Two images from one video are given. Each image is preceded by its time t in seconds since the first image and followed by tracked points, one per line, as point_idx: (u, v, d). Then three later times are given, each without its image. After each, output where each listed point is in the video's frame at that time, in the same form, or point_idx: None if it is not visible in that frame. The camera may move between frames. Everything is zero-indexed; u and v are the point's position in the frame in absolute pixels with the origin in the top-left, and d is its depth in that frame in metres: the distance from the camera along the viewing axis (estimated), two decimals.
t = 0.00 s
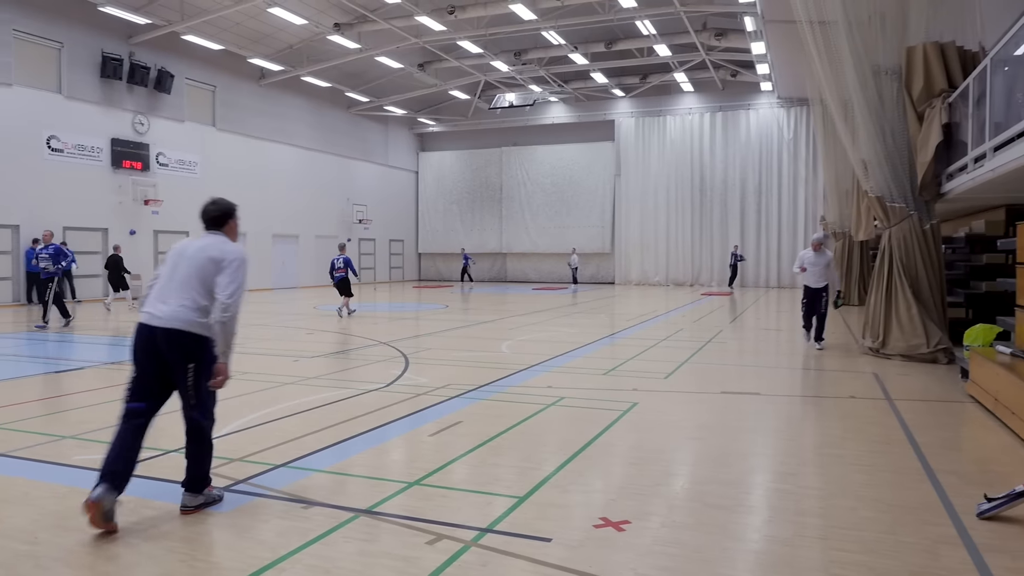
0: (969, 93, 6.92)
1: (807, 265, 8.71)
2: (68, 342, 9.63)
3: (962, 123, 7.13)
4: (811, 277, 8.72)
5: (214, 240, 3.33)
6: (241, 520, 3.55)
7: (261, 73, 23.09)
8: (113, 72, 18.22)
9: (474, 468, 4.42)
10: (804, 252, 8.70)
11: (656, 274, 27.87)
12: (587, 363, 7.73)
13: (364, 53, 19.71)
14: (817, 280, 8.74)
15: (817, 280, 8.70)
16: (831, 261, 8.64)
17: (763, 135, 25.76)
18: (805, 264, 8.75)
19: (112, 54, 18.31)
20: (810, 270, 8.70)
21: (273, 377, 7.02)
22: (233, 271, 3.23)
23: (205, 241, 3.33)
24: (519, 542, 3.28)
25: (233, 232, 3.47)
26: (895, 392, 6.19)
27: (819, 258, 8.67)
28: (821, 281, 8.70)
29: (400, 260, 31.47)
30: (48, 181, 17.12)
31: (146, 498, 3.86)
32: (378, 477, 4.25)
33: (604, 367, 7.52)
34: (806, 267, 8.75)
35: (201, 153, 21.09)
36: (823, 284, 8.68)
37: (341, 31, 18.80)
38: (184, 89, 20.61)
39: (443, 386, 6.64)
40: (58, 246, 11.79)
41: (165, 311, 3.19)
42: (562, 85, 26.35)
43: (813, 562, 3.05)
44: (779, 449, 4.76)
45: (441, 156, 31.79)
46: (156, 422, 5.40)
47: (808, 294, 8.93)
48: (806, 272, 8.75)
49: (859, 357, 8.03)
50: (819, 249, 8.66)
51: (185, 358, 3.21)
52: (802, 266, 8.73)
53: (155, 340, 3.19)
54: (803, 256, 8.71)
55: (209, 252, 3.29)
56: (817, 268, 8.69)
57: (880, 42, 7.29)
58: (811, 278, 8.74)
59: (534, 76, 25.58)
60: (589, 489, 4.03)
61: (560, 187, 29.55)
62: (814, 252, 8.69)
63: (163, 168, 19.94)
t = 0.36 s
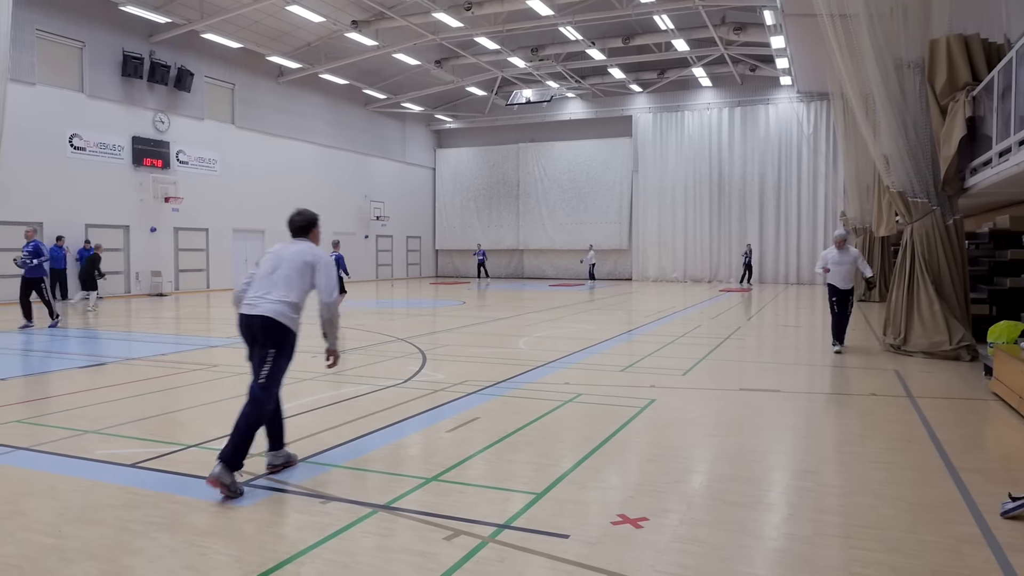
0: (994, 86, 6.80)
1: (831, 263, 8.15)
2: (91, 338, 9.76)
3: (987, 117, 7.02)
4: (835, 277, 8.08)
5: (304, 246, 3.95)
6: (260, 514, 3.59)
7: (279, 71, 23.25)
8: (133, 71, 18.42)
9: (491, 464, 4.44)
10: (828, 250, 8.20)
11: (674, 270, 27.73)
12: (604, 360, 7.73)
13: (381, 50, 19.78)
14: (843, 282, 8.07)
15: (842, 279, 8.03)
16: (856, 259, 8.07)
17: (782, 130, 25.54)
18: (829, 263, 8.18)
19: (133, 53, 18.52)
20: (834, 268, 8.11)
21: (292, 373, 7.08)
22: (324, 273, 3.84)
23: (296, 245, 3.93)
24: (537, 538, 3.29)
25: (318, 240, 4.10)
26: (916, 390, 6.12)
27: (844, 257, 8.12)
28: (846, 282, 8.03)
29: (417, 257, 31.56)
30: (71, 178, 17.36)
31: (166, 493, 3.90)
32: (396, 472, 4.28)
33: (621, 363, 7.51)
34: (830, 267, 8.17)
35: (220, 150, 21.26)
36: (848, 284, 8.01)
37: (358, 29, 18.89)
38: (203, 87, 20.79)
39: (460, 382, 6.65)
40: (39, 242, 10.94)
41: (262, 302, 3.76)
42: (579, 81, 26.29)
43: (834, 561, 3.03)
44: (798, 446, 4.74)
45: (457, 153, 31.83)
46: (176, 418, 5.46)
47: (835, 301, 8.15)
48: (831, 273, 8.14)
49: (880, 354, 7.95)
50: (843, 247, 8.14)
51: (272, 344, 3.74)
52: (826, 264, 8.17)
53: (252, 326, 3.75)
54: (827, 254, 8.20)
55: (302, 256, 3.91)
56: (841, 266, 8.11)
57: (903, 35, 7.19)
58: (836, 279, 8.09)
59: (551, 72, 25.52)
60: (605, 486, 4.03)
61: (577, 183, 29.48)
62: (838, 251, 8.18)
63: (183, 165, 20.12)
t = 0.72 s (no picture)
0: (1004, 79, 6.75)
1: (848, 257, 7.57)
2: (99, 333, 9.82)
3: (997, 111, 6.97)
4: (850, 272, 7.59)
5: (382, 239, 4.57)
6: (267, 508, 3.60)
7: (286, 66, 23.29)
8: (140, 66, 18.48)
9: (497, 459, 4.44)
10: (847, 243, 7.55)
11: (681, 265, 27.68)
12: (610, 355, 7.72)
13: (388, 44, 19.79)
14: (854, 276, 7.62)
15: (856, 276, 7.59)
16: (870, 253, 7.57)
17: (790, 124, 25.44)
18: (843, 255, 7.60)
19: (140, 48, 18.59)
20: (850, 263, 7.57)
21: (299, 368, 7.09)
22: (402, 257, 4.43)
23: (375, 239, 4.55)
24: (543, 532, 3.29)
25: (394, 233, 4.71)
26: (924, 385, 6.10)
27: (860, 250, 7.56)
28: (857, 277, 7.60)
29: (423, 252, 31.59)
30: (80, 174, 17.44)
31: (174, 486, 3.92)
32: (402, 467, 4.29)
33: (627, 358, 7.50)
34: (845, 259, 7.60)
35: (227, 145, 21.30)
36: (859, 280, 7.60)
37: (365, 23, 18.92)
38: (210, 82, 20.83)
39: (466, 377, 6.66)
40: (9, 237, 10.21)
41: (354, 291, 4.43)
42: (585, 76, 26.25)
43: (841, 557, 3.02)
44: (804, 442, 4.72)
45: (463, 148, 31.81)
46: (183, 412, 5.49)
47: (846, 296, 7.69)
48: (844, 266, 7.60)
49: (888, 349, 7.91)
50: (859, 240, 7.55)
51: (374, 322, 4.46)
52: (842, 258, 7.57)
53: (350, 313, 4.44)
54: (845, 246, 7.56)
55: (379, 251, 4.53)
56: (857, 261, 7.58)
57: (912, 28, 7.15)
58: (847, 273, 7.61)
59: (558, 66, 25.45)
60: (611, 481, 4.03)
61: (583, 178, 29.43)
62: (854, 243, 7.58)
63: (190, 160, 20.16)
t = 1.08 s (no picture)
0: (1008, 80, 6.74)
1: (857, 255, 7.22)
2: (103, 333, 9.85)
3: (1000, 112, 6.96)
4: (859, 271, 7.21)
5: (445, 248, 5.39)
6: (269, 508, 3.61)
7: (288, 66, 23.32)
8: (143, 66, 18.52)
9: (499, 459, 4.44)
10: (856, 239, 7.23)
11: (683, 266, 27.68)
12: (611, 355, 7.71)
13: (390, 45, 19.79)
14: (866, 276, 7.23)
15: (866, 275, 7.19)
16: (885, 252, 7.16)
17: (792, 125, 25.42)
18: (853, 253, 7.26)
19: (143, 49, 18.62)
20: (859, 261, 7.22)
21: (300, 368, 7.09)
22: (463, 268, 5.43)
23: (444, 244, 5.33)
24: (544, 533, 3.29)
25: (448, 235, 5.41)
26: (926, 386, 6.09)
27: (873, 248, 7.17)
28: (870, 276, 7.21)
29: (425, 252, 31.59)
30: (83, 174, 17.48)
31: (175, 486, 3.92)
32: (404, 467, 4.29)
33: (628, 359, 7.50)
34: (854, 257, 7.26)
35: (229, 146, 21.32)
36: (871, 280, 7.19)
37: (367, 24, 18.95)
38: (213, 83, 20.85)
39: (468, 378, 6.66)
40: None
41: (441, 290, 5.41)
42: (587, 76, 26.26)
43: (843, 558, 3.01)
44: (805, 442, 4.72)
45: (465, 149, 31.82)
46: (185, 412, 5.50)
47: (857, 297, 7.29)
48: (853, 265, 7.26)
49: (891, 350, 7.90)
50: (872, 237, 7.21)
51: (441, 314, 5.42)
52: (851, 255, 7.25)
53: (435, 310, 5.31)
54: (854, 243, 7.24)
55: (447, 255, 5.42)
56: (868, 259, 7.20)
57: (915, 29, 7.16)
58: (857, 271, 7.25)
59: (560, 67, 25.46)
60: (612, 481, 4.03)
61: (585, 179, 29.41)
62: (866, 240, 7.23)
63: (193, 161, 20.18)
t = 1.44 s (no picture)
0: (999, 83, 6.78)
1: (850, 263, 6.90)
2: (96, 333, 9.82)
3: (991, 115, 7.01)
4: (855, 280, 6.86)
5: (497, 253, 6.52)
6: (261, 510, 3.59)
7: (282, 67, 23.28)
8: (136, 66, 18.46)
9: (492, 461, 4.44)
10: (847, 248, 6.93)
11: (676, 268, 27.73)
12: (604, 357, 7.72)
13: (384, 46, 19.79)
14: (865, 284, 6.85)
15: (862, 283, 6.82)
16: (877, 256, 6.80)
17: (786, 128, 25.48)
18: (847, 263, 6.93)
19: (136, 48, 18.56)
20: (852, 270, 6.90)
21: (293, 369, 7.06)
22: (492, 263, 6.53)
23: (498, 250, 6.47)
24: (537, 534, 3.29)
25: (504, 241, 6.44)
26: (918, 388, 6.11)
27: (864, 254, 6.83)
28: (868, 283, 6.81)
29: (419, 253, 31.57)
30: (76, 174, 17.41)
31: (167, 488, 3.90)
32: (397, 468, 4.28)
33: (622, 360, 7.51)
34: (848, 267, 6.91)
35: (223, 146, 21.27)
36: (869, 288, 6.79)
37: (362, 24, 18.94)
38: (207, 83, 20.80)
39: (462, 379, 6.66)
40: None
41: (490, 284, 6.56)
42: (582, 78, 26.30)
43: (836, 559, 3.02)
44: (798, 444, 4.74)
45: (460, 150, 31.81)
46: (178, 413, 5.48)
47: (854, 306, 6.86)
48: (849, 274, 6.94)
49: (883, 352, 7.93)
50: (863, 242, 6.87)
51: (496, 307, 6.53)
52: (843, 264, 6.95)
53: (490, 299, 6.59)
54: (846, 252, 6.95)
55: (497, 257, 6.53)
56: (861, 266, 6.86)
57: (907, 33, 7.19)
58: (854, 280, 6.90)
59: (554, 69, 25.50)
60: (606, 483, 4.03)
61: (580, 180, 29.44)
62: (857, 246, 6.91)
63: (186, 161, 20.13)
